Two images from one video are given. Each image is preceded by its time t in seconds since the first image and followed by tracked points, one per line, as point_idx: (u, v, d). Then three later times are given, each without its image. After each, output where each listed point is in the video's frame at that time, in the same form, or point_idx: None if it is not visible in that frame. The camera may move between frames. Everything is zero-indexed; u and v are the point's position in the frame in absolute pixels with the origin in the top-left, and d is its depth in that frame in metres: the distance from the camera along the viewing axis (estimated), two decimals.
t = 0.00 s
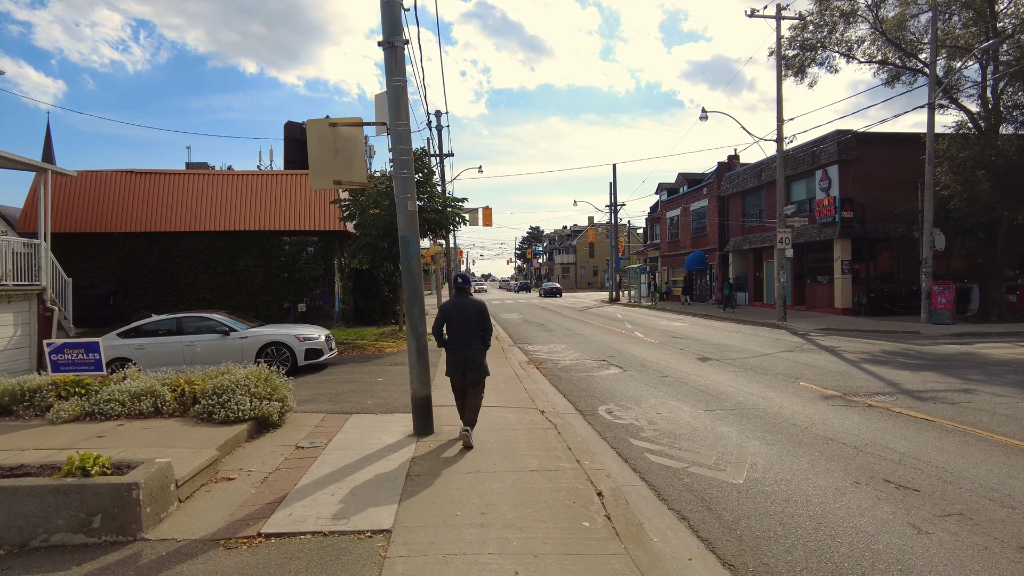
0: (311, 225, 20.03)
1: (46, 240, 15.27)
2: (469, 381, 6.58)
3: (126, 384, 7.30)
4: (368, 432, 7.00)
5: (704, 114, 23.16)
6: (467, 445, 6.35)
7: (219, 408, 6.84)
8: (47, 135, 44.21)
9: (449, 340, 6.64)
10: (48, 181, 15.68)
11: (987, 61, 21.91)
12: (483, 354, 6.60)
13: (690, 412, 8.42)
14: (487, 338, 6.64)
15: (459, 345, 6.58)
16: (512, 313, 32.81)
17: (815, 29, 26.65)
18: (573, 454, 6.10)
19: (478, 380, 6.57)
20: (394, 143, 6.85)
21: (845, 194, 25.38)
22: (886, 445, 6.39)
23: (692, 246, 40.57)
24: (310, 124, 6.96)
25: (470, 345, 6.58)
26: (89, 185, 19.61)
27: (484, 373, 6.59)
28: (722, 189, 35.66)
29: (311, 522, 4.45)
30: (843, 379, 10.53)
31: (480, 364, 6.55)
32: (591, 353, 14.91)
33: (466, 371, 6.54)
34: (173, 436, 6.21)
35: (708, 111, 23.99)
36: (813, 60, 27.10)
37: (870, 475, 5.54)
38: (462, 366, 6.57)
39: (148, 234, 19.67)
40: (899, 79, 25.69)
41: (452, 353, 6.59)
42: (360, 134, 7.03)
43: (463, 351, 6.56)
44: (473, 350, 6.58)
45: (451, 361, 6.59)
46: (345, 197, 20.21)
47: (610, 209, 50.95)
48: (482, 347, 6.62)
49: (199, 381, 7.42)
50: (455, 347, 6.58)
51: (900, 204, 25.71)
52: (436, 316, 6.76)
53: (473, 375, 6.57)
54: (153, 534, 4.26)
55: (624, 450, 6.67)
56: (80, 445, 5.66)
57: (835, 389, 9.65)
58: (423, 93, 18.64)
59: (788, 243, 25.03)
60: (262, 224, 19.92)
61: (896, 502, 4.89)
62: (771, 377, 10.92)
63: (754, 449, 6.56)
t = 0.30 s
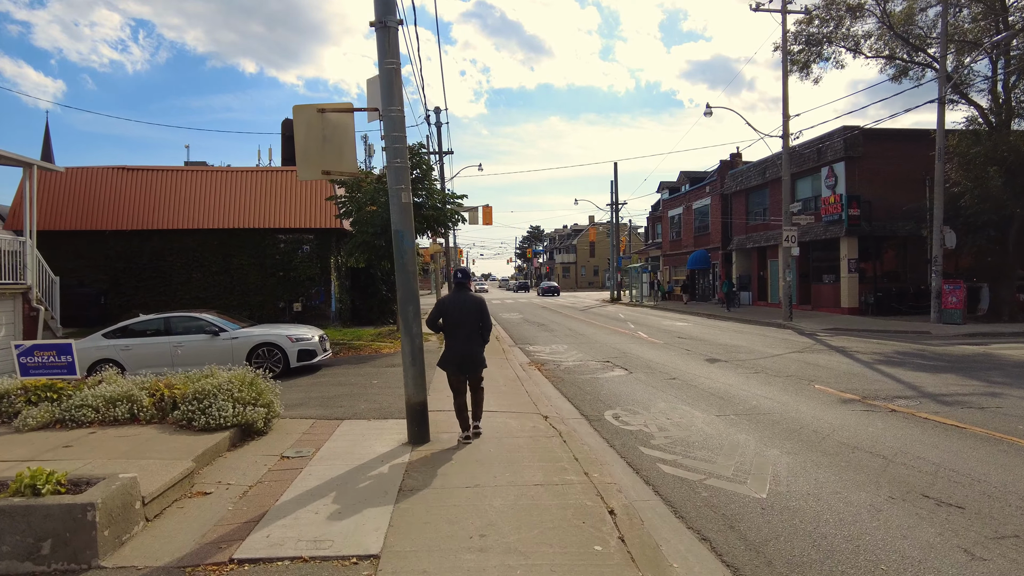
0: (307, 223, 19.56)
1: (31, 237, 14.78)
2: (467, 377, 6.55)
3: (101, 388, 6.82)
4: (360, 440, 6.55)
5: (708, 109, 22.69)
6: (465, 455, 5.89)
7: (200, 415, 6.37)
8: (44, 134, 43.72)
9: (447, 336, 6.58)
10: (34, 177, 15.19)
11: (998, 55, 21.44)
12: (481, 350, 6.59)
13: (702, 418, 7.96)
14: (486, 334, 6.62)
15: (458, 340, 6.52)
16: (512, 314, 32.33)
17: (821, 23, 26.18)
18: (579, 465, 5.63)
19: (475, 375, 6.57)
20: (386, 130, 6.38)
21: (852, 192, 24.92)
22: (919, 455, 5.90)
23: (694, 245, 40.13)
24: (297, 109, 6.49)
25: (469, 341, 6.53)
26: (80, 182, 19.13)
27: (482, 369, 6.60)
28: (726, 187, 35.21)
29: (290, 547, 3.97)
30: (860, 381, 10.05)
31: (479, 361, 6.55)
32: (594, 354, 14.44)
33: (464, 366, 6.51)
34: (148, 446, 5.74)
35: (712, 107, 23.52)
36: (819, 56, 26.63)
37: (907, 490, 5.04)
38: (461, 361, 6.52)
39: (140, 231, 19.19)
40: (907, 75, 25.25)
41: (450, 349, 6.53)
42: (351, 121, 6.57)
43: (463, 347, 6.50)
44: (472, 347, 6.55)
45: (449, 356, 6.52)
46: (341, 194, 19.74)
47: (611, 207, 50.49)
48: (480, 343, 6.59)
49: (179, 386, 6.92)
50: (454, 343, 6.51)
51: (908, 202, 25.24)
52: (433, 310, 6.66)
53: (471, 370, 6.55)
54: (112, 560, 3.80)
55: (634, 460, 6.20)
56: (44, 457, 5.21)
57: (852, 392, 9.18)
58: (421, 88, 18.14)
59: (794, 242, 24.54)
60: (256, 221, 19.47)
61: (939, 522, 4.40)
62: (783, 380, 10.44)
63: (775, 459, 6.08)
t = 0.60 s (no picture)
0: (302, 224, 19.05)
1: (16, 237, 14.27)
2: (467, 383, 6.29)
3: (72, 398, 6.32)
4: (350, 457, 6.05)
5: (714, 106, 22.19)
6: (465, 475, 5.39)
7: (177, 430, 5.85)
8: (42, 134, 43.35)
9: (445, 342, 6.31)
10: (20, 174, 14.69)
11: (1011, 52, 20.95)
12: (481, 357, 6.34)
13: (717, 430, 7.45)
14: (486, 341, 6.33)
15: (457, 347, 6.25)
16: (513, 315, 31.81)
17: (828, 20, 25.70)
18: (589, 488, 5.13)
19: (474, 383, 6.33)
20: (379, 120, 5.88)
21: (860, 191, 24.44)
22: (961, 475, 5.39)
23: (697, 246, 39.64)
24: (282, 98, 6.03)
25: (467, 348, 6.26)
26: (70, 181, 18.67)
27: (480, 376, 6.38)
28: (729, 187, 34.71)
29: None
30: (881, 389, 9.55)
31: (479, 368, 6.32)
32: (598, 359, 13.95)
33: (464, 373, 6.26)
34: (117, 465, 5.25)
35: (717, 104, 23.04)
36: (825, 53, 26.16)
37: (958, 518, 4.52)
38: (462, 368, 6.26)
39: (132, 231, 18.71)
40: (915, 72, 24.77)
41: (449, 356, 6.26)
42: (340, 112, 6.09)
43: (463, 353, 6.24)
44: (473, 355, 6.30)
45: (449, 363, 6.24)
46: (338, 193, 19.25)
47: (613, 208, 50.01)
48: (479, 350, 6.34)
49: (155, 398, 6.41)
50: (453, 350, 6.23)
51: (917, 202, 24.74)
52: (432, 315, 6.38)
53: (470, 379, 6.30)
54: None
55: (647, 480, 5.68)
56: None
57: (874, 401, 8.67)
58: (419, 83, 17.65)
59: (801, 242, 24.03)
60: (251, 221, 18.98)
61: (1000, 560, 3.88)
62: (798, 388, 9.93)
63: (802, 480, 5.57)
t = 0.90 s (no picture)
0: (296, 219, 18.53)
1: None
2: (459, 380, 6.23)
3: (32, 402, 5.80)
4: (334, 466, 5.56)
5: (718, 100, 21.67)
6: (458, 486, 4.89)
7: (144, 435, 5.33)
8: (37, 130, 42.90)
9: (436, 338, 6.23)
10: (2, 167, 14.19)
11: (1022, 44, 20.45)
12: (472, 352, 6.34)
13: (731, 436, 6.93)
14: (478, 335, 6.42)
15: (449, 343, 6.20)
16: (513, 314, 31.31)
17: (834, 12, 25.20)
18: (597, 503, 4.61)
19: (467, 379, 6.28)
20: (365, 97, 5.40)
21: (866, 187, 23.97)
22: (1008, 487, 4.88)
23: (699, 244, 39.15)
24: (260, 75, 5.54)
25: (462, 343, 6.27)
26: (57, 175, 18.18)
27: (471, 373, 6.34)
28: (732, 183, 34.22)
29: None
30: (901, 390, 9.03)
31: (471, 364, 6.30)
32: (601, 358, 13.44)
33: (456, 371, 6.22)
34: (73, 475, 4.74)
35: (721, 98, 22.53)
36: (830, 46, 25.67)
37: (1012, 538, 4.01)
38: (455, 363, 6.23)
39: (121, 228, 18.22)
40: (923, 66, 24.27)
41: (443, 351, 6.23)
42: (323, 89, 5.59)
43: (458, 349, 6.23)
44: (465, 349, 6.31)
45: (442, 358, 6.22)
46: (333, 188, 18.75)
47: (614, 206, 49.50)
48: (471, 344, 6.34)
49: (124, 400, 5.88)
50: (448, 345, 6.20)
51: (926, 198, 24.22)
52: (422, 311, 6.26)
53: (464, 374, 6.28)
54: None
55: (657, 492, 5.18)
56: None
57: (895, 403, 8.16)
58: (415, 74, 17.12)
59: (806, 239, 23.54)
60: (243, 217, 18.48)
61: None
62: (813, 389, 9.43)
63: (830, 491, 5.06)
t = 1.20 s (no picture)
0: (291, 219, 18.05)
1: None
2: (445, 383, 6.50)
3: None
4: (316, 490, 5.08)
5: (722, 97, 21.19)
6: (451, 517, 4.40)
7: (104, 459, 4.80)
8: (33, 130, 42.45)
9: (423, 343, 6.52)
10: None
11: None
12: (459, 355, 6.60)
13: (747, 453, 6.43)
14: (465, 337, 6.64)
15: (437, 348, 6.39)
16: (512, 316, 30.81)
17: (840, 8, 24.69)
18: (606, 538, 4.12)
19: (455, 382, 6.56)
20: (349, 86, 4.91)
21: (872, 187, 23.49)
22: None
23: (701, 245, 38.66)
24: (235, 62, 5.06)
25: (447, 347, 6.49)
26: (43, 175, 17.68)
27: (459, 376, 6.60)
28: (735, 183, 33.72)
29: None
30: (925, 401, 8.52)
31: (457, 367, 6.52)
32: (604, 364, 12.95)
33: (445, 375, 6.46)
34: (20, 509, 4.23)
35: (725, 96, 22.05)
36: (836, 43, 25.16)
37: None
38: (442, 367, 6.44)
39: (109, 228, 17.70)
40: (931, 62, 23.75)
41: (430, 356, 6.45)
42: (304, 77, 5.09)
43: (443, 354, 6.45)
44: (452, 352, 6.52)
45: (429, 362, 6.47)
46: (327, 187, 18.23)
47: (615, 205, 49.01)
48: (458, 348, 6.59)
49: (86, 418, 5.36)
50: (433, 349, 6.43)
51: (933, 198, 23.74)
52: (409, 315, 6.53)
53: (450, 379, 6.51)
54: None
55: (674, 524, 4.66)
56: None
57: (922, 415, 7.64)
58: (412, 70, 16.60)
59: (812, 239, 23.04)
60: (235, 217, 17.98)
61: None
62: (830, 399, 8.92)
63: (868, 523, 4.54)
